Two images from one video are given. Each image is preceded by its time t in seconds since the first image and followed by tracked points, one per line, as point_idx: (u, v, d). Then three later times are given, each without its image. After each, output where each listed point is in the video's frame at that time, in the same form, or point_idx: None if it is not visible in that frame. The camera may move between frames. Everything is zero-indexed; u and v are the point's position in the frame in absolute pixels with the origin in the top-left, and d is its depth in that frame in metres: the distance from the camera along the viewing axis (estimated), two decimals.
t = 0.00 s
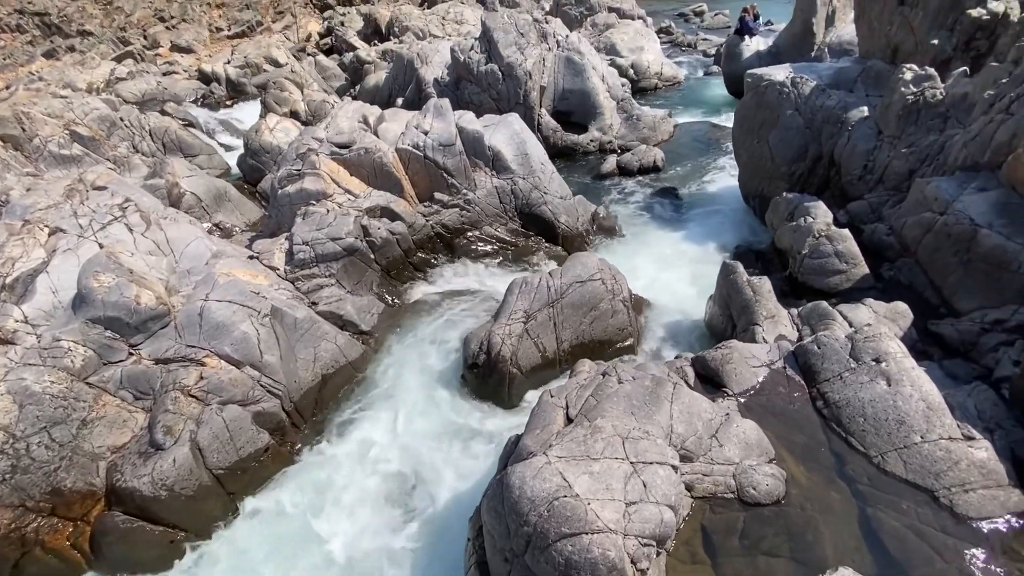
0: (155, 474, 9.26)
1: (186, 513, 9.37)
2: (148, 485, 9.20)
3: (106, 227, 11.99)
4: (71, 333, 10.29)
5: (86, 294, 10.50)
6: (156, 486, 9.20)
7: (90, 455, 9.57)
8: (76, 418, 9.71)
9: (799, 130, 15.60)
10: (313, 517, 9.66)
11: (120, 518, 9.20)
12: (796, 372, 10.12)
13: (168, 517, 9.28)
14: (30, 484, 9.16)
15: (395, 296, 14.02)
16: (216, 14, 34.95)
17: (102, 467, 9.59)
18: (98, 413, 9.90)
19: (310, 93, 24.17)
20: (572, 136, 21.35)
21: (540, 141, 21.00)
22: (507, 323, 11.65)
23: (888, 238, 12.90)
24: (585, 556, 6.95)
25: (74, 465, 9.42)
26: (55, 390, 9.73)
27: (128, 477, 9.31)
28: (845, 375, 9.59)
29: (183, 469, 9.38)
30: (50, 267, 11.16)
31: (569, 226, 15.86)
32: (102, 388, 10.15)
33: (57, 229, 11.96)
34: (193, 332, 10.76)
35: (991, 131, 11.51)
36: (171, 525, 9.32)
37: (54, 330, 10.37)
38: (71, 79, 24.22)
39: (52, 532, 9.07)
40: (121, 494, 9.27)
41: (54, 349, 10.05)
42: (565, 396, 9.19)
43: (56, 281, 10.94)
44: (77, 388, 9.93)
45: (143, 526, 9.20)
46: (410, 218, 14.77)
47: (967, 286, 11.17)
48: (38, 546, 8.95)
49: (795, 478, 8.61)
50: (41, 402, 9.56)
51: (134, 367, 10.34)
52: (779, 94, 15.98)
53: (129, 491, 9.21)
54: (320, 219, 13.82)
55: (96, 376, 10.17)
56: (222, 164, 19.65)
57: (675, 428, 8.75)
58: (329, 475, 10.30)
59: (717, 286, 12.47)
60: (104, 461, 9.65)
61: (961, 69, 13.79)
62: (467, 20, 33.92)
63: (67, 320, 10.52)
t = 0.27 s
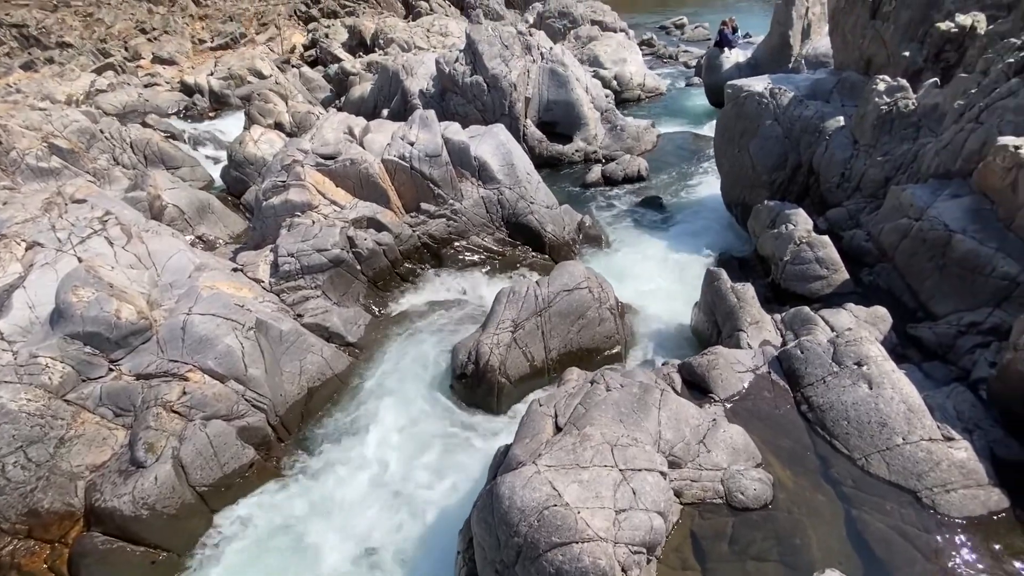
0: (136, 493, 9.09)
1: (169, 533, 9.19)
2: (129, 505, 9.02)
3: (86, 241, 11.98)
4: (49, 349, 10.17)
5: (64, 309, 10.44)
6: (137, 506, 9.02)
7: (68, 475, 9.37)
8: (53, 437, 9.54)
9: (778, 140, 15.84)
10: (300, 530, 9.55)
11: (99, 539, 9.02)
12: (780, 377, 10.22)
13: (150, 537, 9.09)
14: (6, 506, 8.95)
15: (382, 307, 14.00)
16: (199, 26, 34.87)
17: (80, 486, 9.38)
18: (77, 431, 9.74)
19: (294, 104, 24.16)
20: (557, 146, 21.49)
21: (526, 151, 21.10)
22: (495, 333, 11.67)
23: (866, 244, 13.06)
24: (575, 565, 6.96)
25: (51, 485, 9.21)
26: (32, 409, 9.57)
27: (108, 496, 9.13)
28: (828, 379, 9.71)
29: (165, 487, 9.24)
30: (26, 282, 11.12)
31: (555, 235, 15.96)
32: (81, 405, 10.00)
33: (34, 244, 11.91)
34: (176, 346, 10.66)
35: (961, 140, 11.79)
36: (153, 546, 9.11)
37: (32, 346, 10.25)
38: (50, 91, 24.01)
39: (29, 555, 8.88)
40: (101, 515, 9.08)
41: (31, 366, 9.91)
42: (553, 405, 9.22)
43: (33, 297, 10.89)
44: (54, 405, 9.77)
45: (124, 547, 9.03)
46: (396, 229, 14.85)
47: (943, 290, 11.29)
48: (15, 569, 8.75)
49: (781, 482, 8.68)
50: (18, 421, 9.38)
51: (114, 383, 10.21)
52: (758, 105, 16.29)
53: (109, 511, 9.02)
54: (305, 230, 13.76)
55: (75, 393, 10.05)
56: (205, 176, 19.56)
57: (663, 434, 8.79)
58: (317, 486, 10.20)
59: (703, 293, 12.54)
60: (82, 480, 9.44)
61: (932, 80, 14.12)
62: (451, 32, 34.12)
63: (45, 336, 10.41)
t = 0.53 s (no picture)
0: (117, 511, 8.92)
1: (152, 551, 9.04)
2: (109, 524, 8.86)
3: (65, 253, 11.86)
4: (27, 365, 10.04)
5: (42, 323, 10.29)
6: (118, 524, 8.86)
7: (45, 493, 9.22)
8: (30, 455, 9.38)
9: (759, 148, 16.05)
10: (290, 543, 9.49)
11: (79, 559, 8.88)
12: (766, 381, 10.31)
13: (133, 556, 8.93)
14: None
15: (369, 317, 14.01)
16: (182, 37, 34.74)
17: (59, 505, 9.22)
18: (55, 448, 9.58)
19: (279, 114, 24.12)
20: (543, 155, 21.59)
21: (513, 161, 21.20)
22: (484, 342, 11.66)
23: (847, 249, 13.22)
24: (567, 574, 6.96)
25: (29, 504, 9.05)
26: (10, 426, 9.41)
27: (88, 515, 8.94)
28: (813, 383, 9.81)
29: (147, 504, 9.05)
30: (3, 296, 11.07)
31: (542, 243, 16.02)
32: (59, 422, 9.82)
33: (12, 257, 11.76)
34: (160, 359, 10.57)
35: (934, 148, 12.08)
36: (135, 565, 8.96)
37: (10, 362, 10.13)
38: (29, 102, 23.80)
39: None
40: (80, 535, 8.91)
41: (8, 383, 9.77)
42: (543, 413, 9.23)
43: (11, 311, 10.86)
44: (32, 422, 9.61)
45: (105, 566, 8.88)
46: (384, 238, 14.80)
47: (922, 294, 11.50)
48: None
49: (769, 486, 8.74)
50: None
51: (94, 399, 10.06)
52: (740, 114, 16.42)
53: (88, 530, 8.86)
54: (291, 241, 13.72)
55: (54, 410, 9.89)
56: (189, 188, 19.46)
57: (652, 440, 8.82)
58: (305, 499, 10.14)
59: (689, 299, 12.63)
60: (60, 499, 9.27)
61: (904, 90, 14.45)
62: (437, 43, 34.29)
63: (23, 351, 10.31)
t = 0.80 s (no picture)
0: (98, 529, 8.80)
1: (133, 568, 8.92)
2: (89, 543, 8.73)
3: (44, 266, 11.80)
4: (4, 382, 9.90)
5: (20, 338, 10.17)
6: (98, 543, 8.73)
7: (23, 512, 9.05)
8: (8, 473, 9.26)
9: (742, 156, 16.23)
10: (280, 555, 9.40)
11: None
12: (753, 386, 10.38)
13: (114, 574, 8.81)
14: None
15: (356, 327, 13.96)
16: (166, 46, 34.57)
17: (37, 524, 9.06)
18: (34, 466, 9.48)
19: (265, 124, 24.06)
20: (530, 164, 21.67)
21: (500, 169, 21.24)
22: (473, 350, 11.65)
23: (829, 255, 13.38)
24: None
25: (6, 524, 8.83)
26: None
27: (67, 534, 8.82)
28: (798, 387, 9.90)
29: (129, 521, 8.96)
30: None
31: (530, 251, 16.07)
32: (38, 438, 9.76)
33: None
34: (142, 372, 10.45)
35: (910, 156, 12.31)
36: None
37: None
38: (8, 112, 23.54)
39: None
40: (59, 554, 8.78)
41: None
42: (533, 422, 9.22)
43: None
44: (10, 439, 9.52)
45: None
46: (371, 248, 14.80)
47: (902, 298, 11.72)
48: None
49: (757, 490, 8.79)
50: None
51: (73, 414, 9.97)
52: (722, 123, 16.60)
53: (68, 550, 8.72)
54: (277, 251, 13.65)
55: (33, 425, 9.82)
56: (173, 199, 19.34)
57: (641, 447, 8.86)
58: (295, 511, 10.07)
59: (675, 305, 12.72)
60: (39, 518, 9.12)
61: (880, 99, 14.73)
62: (424, 53, 34.41)
63: None
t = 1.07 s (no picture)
0: (78, 547, 8.68)
1: None
2: (69, 562, 8.61)
3: (23, 278, 11.60)
4: None
5: None
6: (78, 562, 8.61)
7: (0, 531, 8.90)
8: None
9: (726, 163, 16.39)
10: (269, 568, 9.31)
11: None
12: (740, 390, 10.45)
13: None
14: None
15: (344, 336, 13.90)
16: (149, 56, 34.40)
17: (15, 544, 8.91)
18: (12, 483, 9.32)
19: (250, 134, 23.99)
20: (517, 172, 21.74)
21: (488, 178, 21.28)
22: (462, 359, 11.63)
23: (812, 260, 13.53)
24: None
25: None
26: None
27: (47, 552, 8.69)
28: (784, 391, 9.98)
29: (110, 539, 8.82)
30: None
31: (519, 259, 16.13)
32: (17, 454, 9.63)
33: None
34: (124, 387, 10.29)
35: (889, 162, 12.51)
36: None
37: None
38: None
39: None
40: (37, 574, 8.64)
41: None
42: (522, 430, 9.22)
43: None
44: None
45: None
46: (359, 257, 14.73)
47: (884, 302, 11.86)
48: None
49: (745, 495, 8.83)
50: None
51: (51, 431, 9.82)
52: (706, 131, 16.75)
53: (47, 569, 8.59)
54: (262, 261, 13.57)
55: (12, 441, 9.67)
56: (156, 209, 19.21)
57: (630, 453, 8.89)
58: (283, 523, 9.99)
59: (662, 312, 12.81)
60: (16, 538, 8.96)
61: (858, 107, 15.00)
62: (411, 63, 34.50)
63: None
